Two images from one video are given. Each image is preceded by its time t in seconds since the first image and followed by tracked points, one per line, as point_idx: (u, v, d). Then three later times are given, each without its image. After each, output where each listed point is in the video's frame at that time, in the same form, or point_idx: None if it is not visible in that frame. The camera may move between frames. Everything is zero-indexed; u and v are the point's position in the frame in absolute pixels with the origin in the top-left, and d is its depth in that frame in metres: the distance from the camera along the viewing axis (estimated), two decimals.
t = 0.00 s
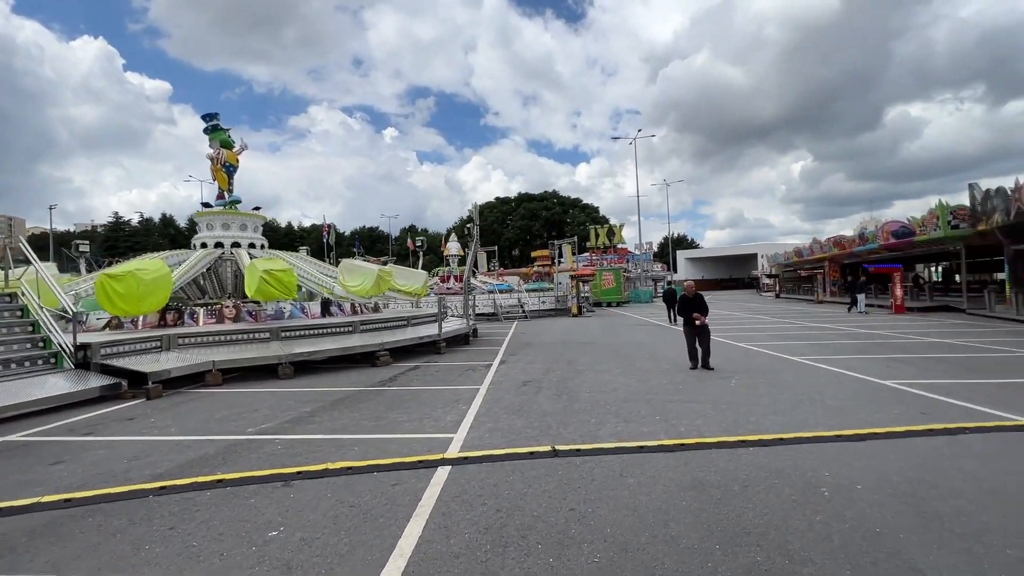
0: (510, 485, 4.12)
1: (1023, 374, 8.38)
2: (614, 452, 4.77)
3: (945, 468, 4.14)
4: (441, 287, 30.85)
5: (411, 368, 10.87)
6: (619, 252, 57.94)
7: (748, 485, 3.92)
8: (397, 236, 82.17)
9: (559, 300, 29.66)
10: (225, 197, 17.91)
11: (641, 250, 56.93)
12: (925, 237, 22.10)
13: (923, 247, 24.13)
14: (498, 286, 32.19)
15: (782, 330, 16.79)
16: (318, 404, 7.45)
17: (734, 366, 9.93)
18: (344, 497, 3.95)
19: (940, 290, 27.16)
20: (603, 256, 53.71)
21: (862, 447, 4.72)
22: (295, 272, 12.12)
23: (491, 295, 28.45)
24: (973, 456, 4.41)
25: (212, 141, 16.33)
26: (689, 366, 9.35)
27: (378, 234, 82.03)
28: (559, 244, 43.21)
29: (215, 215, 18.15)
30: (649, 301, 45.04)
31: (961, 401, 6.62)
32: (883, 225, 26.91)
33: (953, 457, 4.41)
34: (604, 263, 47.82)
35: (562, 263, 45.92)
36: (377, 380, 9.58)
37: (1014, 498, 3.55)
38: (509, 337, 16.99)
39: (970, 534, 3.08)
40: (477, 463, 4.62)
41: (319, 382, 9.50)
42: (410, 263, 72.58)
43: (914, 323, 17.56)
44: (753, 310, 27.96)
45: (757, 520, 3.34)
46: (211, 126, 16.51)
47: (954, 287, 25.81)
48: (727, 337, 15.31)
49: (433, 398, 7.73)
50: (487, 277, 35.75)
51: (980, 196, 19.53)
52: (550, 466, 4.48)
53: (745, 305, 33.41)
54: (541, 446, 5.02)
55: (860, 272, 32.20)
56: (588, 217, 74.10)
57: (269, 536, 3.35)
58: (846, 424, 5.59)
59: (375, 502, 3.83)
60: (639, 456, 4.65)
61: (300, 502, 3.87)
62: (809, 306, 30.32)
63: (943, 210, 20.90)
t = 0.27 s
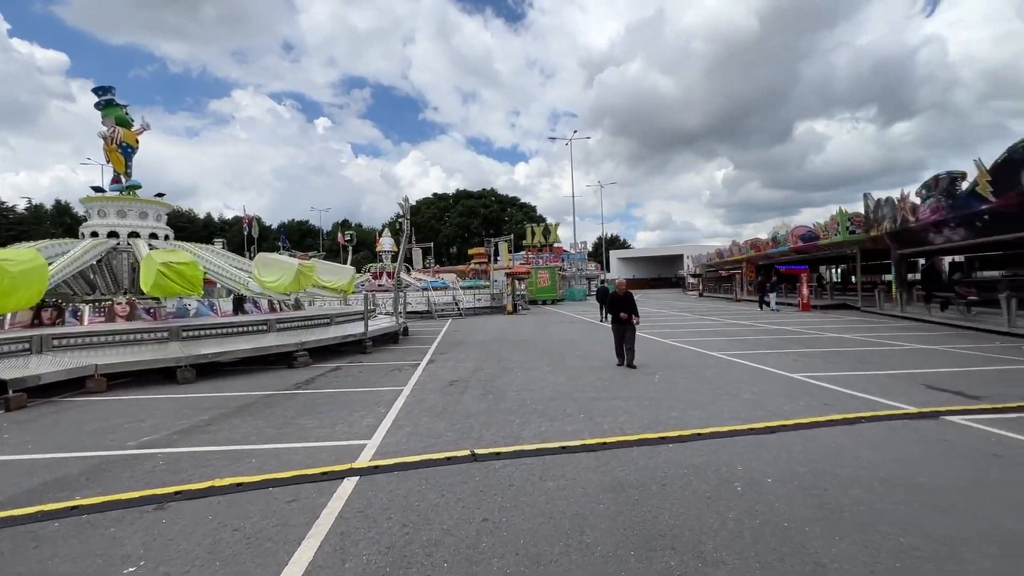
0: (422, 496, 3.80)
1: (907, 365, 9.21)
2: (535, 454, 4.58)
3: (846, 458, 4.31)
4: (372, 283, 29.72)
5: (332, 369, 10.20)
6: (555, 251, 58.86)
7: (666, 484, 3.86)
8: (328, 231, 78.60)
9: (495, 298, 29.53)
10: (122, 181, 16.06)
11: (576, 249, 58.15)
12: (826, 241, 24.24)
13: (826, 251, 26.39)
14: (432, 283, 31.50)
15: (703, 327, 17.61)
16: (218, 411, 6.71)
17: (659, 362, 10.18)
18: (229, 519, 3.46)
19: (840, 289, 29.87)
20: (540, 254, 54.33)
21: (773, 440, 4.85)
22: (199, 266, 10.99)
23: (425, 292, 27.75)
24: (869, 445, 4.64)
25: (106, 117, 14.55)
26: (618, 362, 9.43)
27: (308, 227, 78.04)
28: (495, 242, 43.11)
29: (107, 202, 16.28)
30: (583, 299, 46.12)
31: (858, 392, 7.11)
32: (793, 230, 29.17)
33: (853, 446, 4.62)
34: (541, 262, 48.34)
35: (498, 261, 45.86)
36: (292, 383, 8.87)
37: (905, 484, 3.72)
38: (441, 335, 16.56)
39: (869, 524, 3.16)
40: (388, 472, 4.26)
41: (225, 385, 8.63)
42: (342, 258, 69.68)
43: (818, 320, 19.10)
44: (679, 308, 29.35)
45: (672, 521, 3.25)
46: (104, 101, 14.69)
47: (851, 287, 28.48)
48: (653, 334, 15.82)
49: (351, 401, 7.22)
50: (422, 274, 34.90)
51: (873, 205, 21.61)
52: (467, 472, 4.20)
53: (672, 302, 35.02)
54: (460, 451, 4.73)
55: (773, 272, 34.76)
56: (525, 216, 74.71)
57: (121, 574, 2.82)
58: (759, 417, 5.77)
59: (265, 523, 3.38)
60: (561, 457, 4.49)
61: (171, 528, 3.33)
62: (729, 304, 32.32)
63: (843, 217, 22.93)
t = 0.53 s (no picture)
0: (307, 526, 3.34)
1: (796, 363, 10.03)
2: (441, 469, 4.26)
3: (746, 457, 4.43)
4: (282, 282, 27.71)
5: (224, 377, 9.17)
6: (479, 251, 58.65)
7: (576, 496, 3.71)
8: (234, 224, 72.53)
9: (416, 298, 28.72)
10: None
11: (500, 250, 58.34)
12: (728, 247, 26.20)
13: (728, 256, 28.56)
14: (349, 282, 29.97)
15: (619, 328, 18.20)
16: (69, 432, 5.67)
17: (577, 363, 10.26)
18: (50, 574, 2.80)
19: (739, 292, 32.52)
20: (464, 254, 53.89)
21: (680, 441, 4.92)
22: (57, 260, 9.39)
23: (340, 292, 26.30)
24: (766, 443, 4.82)
25: None
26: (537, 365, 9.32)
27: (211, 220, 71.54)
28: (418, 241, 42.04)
29: None
30: (506, 299, 46.39)
31: (755, 389, 7.55)
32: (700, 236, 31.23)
33: (752, 445, 4.77)
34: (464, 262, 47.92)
35: (421, 260, 44.78)
36: (172, 394, 7.81)
37: (798, 483, 3.84)
38: (354, 337, 15.66)
39: (767, 527, 3.18)
40: (271, 499, 3.73)
41: (86, 400, 7.40)
42: (251, 254, 64.63)
43: (721, 320, 20.51)
44: (597, 308, 30.34)
45: (579, 538, 3.09)
46: None
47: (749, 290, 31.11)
48: (572, 334, 16.08)
49: (241, 414, 6.44)
50: (338, 273, 33.11)
51: (768, 214, 23.69)
52: (365, 494, 3.80)
53: (591, 303, 36.13)
54: (358, 469, 4.29)
55: (682, 275, 37.11)
56: (450, 215, 73.82)
57: None
58: (667, 418, 5.86)
59: None
60: (468, 471, 4.21)
61: None
62: (643, 305, 33.96)
63: (743, 226, 24.92)
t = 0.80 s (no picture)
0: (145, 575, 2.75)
1: (694, 364, 10.62)
2: (327, 492, 3.80)
3: (647, 461, 4.44)
4: (167, 280, 24.77)
5: (74, 391, 7.79)
6: (395, 252, 56.87)
7: (474, 514, 3.44)
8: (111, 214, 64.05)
9: (323, 299, 27.03)
10: None
11: (417, 251, 56.96)
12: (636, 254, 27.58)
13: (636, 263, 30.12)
14: (247, 281, 27.52)
15: (533, 331, 18.35)
16: None
17: (488, 367, 10.07)
18: None
19: (645, 297, 34.45)
20: (378, 255, 51.94)
21: (584, 447, 4.85)
22: None
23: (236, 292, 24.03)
24: (665, 445, 4.89)
25: None
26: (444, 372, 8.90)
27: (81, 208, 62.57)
28: (328, 239, 39.73)
29: None
30: (422, 301, 45.37)
31: (657, 391, 7.81)
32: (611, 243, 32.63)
33: (652, 448, 4.81)
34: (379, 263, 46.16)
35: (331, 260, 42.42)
36: None
37: (694, 485, 3.88)
38: (248, 342, 14.26)
39: (663, 535, 3.13)
40: (102, 543, 3.06)
41: None
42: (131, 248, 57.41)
43: (629, 324, 21.46)
44: (513, 311, 30.56)
45: (473, 563, 2.83)
46: None
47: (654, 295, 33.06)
48: (486, 338, 15.92)
49: (87, 435, 5.42)
50: (235, 272, 30.28)
51: (671, 224, 25.29)
52: (228, 528, 3.25)
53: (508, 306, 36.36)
54: (224, 497, 3.70)
55: (595, 280, 38.62)
56: (365, 213, 70.87)
57: None
58: (574, 423, 5.80)
59: None
60: (358, 492, 3.79)
61: None
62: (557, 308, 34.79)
63: (649, 234, 26.39)
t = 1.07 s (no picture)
0: None
1: (602, 369, 10.84)
2: (176, 535, 3.15)
3: (553, 474, 4.26)
4: (13, 277, 20.99)
5: None
6: (303, 252, 53.36)
7: (359, 548, 3.02)
8: None
9: (216, 301, 24.48)
10: None
11: (327, 252, 53.87)
12: (551, 260, 28.14)
13: (551, 269, 30.73)
14: (120, 280, 24.16)
15: (447, 336, 17.89)
16: None
17: (396, 375, 9.51)
18: None
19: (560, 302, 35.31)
20: (283, 254, 48.39)
21: (490, 461, 4.59)
22: None
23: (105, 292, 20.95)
24: (572, 455, 4.77)
25: None
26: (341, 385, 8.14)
27: None
28: (224, 236, 36.22)
29: None
30: (332, 304, 42.93)
31: (566, 397, 7.78)
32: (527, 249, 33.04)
33: (559, 459, 4.66)
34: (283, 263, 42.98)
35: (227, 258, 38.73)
36: None
37: (599, 498, 3.76)
38: (114, 350, 12.35)
39: (566, 558, 2.94)
40: None
41: None
42: None
43: (543, 329, 21.73)
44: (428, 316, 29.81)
45: None
46: None
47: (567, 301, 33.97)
48: (396, 344, 15.20)
49: None
50: (107, 268, 26.47)
51: (584, 232, 26.11)
52: None
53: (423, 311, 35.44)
54: (33, 550, 2.93)
55: (511, 285, 38.92)
56: (269, 209, 65.81)
57: None
58: (480, 434, 5.52)
59: None
60: (218, 531, 3.20)
61: None
62: (474, 313, 34.54)
63: (564, 241, 27.05)
